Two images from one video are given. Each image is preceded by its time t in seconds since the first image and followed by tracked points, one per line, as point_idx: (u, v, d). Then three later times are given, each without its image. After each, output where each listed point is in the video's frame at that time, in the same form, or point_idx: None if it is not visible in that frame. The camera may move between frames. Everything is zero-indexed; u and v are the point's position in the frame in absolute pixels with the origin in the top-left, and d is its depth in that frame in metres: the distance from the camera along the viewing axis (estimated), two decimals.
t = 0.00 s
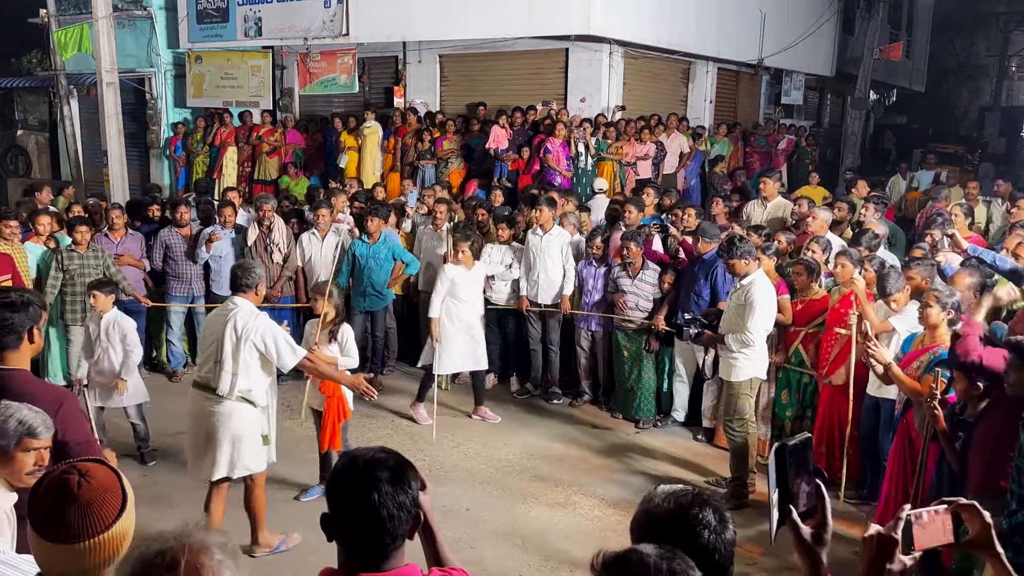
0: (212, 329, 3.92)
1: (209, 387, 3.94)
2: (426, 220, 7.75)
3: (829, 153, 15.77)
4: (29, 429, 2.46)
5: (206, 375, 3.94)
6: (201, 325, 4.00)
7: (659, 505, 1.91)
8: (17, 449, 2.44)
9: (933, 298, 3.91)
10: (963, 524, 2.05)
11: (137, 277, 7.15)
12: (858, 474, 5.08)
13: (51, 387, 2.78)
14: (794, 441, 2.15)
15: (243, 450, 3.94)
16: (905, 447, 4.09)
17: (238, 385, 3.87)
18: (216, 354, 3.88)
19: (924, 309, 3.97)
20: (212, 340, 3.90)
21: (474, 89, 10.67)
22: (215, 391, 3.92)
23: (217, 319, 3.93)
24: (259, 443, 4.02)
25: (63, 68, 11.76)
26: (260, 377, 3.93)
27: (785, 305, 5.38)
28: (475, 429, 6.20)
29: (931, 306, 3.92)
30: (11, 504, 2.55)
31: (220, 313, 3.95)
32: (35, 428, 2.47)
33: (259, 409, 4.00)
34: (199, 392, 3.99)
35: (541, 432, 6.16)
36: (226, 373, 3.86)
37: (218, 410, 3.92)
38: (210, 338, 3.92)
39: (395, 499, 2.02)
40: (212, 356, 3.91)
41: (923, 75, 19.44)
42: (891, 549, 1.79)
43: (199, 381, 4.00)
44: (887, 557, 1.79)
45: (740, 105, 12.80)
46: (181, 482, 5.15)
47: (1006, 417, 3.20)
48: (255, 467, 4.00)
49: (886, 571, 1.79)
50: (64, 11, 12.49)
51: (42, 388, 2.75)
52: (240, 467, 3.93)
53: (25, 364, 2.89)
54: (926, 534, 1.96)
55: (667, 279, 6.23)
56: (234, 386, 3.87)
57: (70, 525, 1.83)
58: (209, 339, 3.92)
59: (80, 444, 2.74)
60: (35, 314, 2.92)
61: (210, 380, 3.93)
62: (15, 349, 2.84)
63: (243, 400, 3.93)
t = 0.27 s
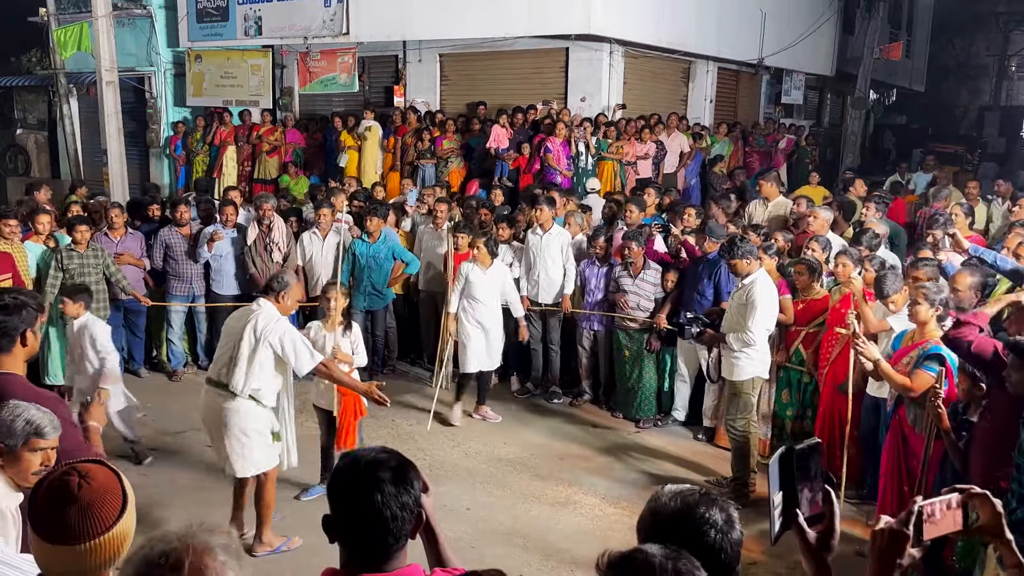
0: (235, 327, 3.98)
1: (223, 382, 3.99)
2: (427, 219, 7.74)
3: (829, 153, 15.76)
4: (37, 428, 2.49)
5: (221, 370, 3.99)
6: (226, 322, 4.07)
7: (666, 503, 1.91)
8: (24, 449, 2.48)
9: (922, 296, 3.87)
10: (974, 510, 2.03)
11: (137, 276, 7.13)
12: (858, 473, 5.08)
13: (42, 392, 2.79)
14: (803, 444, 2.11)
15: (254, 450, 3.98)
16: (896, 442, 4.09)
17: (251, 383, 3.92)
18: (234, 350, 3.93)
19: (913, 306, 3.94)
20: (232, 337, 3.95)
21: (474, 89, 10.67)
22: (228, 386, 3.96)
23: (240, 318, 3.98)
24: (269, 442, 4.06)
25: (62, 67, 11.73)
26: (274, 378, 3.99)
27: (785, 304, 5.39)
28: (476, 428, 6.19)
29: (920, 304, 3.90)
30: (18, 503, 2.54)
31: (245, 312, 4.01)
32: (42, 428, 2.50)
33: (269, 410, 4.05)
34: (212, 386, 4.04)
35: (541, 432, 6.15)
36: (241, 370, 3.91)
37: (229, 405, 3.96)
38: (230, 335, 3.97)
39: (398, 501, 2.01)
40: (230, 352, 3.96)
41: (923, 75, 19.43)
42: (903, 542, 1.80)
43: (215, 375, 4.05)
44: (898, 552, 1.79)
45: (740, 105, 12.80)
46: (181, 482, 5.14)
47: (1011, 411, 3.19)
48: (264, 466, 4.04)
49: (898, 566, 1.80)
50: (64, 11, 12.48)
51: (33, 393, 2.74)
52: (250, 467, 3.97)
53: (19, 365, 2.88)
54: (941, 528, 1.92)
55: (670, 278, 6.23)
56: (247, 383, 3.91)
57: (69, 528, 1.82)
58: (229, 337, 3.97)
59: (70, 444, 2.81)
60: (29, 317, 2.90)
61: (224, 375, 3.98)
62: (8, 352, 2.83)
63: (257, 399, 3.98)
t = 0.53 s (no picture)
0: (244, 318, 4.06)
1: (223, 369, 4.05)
2: (427, 218, 7.73)
3: (829, 152, 15.76)
4: (41, 427, 2.49)
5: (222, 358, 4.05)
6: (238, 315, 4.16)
7: (671, 502, 1.91)
8: (29, 448, 2.47)
9: (917, 295, 3.89)
10: (984, 509, 2.04)
11: (135, 275, 7.11)
12: (857, 473, 5.07)
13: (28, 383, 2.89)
14: (804, 448, 2.14)
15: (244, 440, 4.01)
16: (893, 439, 4.07)
17: (249, 371, 3.97)
18: (236, 339, 4.00)
19: (908, 306, 3.95)
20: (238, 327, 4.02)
21: (474, 88, 10.66)
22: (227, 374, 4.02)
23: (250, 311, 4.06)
24: (258, 434, 4.03)
25: (61, 66, 11.70)
26: (271, 371, 4.04)
27: (786, 304, 5.36)
28: (475, 428, 6.18)
29: (915, 302, 3.90)
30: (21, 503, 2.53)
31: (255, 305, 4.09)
32: (46, 427, 2.50)
33: (264, 403, 4.08)
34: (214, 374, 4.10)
35: (541, 431, 6.14)
36: (240, 359, 3.96)
37: (224, 392, 4.01)
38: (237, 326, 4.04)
39: (396, 501, 2.00)
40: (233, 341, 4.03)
41: (922, 74, 19.43)
42: (907, 542, 1.80)
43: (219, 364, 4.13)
44: (901, 552, 1.80)
45: (740, 104, 12.79)
46: (179, 483, 5.13)
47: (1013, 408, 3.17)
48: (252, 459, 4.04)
49: (899, 567, 1.80)
50: (63, 9, 12.45)
51: (19, 385, 2.82)
52: (236, 455, 3.99)
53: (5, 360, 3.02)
54: (951, 531, 1.94)
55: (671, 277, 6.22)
56: (245, 372, 3.96)
57: (67, 529, 1.82)
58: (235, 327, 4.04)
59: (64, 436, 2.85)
60: (14, 313, 3.04)
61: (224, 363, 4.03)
62: None
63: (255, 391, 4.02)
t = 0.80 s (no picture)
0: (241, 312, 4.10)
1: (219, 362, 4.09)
2: (426, 218, 7.72)
3: (828, 152, 15.76)
4: (34, 423, 2.49)
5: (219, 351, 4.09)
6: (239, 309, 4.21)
7: (667, 502, 1.92)
8: (22, 445, 2.47)
9: (928, 297, 3.90)
10: (984, 511, 2.00)
11: (135, 275, 7.11)
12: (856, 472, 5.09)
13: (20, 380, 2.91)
14: (801, 448, 2.13)
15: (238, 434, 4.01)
16: (900, 439, 4.05)
17: (240, 363, 3.98)
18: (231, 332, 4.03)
19: (920, 307, 3.95)
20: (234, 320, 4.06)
21: (473, 87, 10.66)
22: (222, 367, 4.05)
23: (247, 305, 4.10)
24: (250, 428, 4.03)
25: (60, 65, 11.70)
26: (263, 364, 4.04)
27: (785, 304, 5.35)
28: (474, 428, 6.18)
29: (925, 304, 3.91)
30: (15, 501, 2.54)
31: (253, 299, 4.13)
32: (38, 425, 2.50)
33: (258, 397, 4.07)
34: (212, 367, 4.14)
35: (539, 431, 6.14)
36: (232, 350, 3.99)
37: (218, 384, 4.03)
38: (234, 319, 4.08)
39: (390, 499, 2.01)
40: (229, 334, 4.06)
41: (922, 73, 19.42)
42: (906, 542, 1.80)
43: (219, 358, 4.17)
44: (901, 551, 1.80)
45: (739, 103, 12.80)
46: (177, 482, 5.13)
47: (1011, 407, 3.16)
48: (244, 454, 4.04)
49: (899, 567, 1.80)
50: (62, 8, 12.45)
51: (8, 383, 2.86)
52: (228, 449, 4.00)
53: None
54: (949, 533, 1.92)
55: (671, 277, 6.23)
56: (236, 364, 3.98)
57: (63, 528, 1.82)
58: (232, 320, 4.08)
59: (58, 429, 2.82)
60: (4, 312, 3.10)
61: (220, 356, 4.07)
62: None
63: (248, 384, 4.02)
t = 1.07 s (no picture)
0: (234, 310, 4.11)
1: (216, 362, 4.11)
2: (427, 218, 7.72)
3: (829, 152, 15.76)
4: (31, 423, 2.48)
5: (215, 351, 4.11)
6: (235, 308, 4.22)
7: (667, 501, 1.93)
8: (20, 445, 2.46)
9: (947, 301, 3.89)
10: (985, 518, 2.01)
11: (135, 274, 7.12)
12: (855, 472, 5.09)
13: (17, 379, 2.93)
14: (796, 452, 2.17)
15: (236, 434, 4.03)
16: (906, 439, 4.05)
17: (232, 361, 3.99)
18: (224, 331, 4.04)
19: (936, 312, 3.94)
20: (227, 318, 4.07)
21: (473, 87, 10.67)
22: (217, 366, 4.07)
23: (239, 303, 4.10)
24: (247, 427, 4.03)
25: (61, 65, 11.70)
26: (256, 361, 4.04)
27: (785, 305, 5.37)
28: (473, 428, 6.19)
29: (943, 308, 3.89)
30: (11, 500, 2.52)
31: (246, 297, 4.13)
32: (36, 423, 2.49)
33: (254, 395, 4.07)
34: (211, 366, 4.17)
35: (539, 431, 6.15)
36: (225, 349, 4.00)
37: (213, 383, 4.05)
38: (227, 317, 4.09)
39: (387, 497, 2.01)
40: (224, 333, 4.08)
41: (922, 73, 19.42)
42: (905, 545, 1.81)
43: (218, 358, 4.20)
44: (900, 554, 1.80)
45: (740, 103, 12.80)
46: (177, 482, 5.13)
47: (1010, 408, 3.16)
48: (242, 453, 4.05)
49: (899, 568, 1.80)
50: (63, 8, 12.46)
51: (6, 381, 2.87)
52: (226, 449, 4.01)
53: None
54: (948, 539, 1.93)
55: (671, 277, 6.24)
56: (229, 362, 3.99)
57: (61, 527, 1.83)
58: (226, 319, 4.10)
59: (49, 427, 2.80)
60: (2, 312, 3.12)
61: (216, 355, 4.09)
62: None
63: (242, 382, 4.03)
